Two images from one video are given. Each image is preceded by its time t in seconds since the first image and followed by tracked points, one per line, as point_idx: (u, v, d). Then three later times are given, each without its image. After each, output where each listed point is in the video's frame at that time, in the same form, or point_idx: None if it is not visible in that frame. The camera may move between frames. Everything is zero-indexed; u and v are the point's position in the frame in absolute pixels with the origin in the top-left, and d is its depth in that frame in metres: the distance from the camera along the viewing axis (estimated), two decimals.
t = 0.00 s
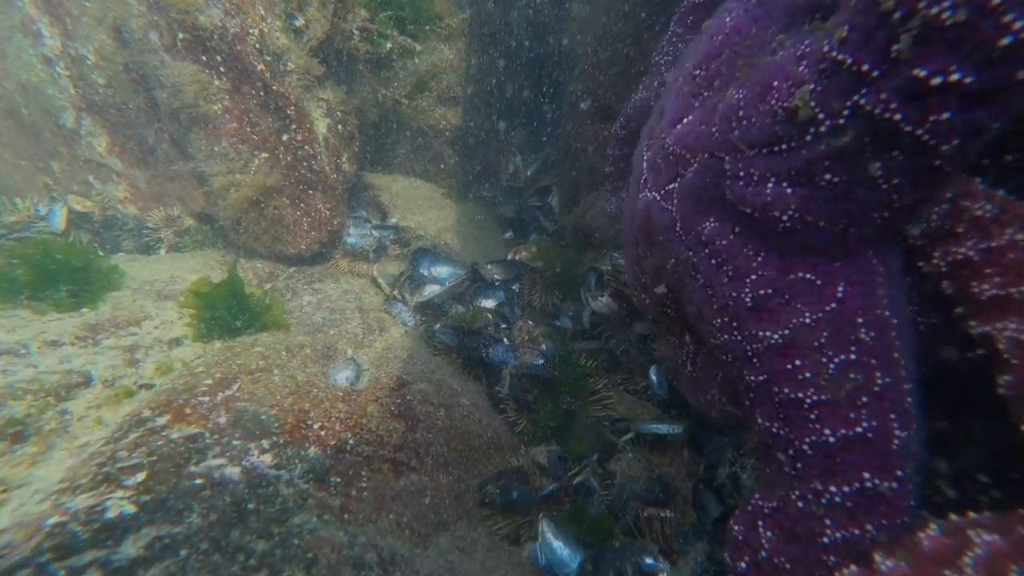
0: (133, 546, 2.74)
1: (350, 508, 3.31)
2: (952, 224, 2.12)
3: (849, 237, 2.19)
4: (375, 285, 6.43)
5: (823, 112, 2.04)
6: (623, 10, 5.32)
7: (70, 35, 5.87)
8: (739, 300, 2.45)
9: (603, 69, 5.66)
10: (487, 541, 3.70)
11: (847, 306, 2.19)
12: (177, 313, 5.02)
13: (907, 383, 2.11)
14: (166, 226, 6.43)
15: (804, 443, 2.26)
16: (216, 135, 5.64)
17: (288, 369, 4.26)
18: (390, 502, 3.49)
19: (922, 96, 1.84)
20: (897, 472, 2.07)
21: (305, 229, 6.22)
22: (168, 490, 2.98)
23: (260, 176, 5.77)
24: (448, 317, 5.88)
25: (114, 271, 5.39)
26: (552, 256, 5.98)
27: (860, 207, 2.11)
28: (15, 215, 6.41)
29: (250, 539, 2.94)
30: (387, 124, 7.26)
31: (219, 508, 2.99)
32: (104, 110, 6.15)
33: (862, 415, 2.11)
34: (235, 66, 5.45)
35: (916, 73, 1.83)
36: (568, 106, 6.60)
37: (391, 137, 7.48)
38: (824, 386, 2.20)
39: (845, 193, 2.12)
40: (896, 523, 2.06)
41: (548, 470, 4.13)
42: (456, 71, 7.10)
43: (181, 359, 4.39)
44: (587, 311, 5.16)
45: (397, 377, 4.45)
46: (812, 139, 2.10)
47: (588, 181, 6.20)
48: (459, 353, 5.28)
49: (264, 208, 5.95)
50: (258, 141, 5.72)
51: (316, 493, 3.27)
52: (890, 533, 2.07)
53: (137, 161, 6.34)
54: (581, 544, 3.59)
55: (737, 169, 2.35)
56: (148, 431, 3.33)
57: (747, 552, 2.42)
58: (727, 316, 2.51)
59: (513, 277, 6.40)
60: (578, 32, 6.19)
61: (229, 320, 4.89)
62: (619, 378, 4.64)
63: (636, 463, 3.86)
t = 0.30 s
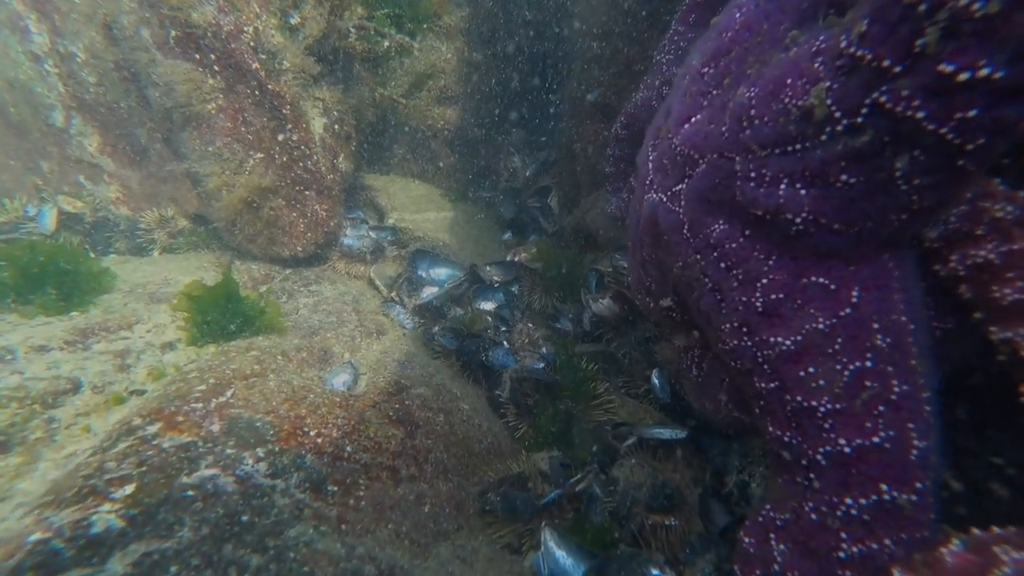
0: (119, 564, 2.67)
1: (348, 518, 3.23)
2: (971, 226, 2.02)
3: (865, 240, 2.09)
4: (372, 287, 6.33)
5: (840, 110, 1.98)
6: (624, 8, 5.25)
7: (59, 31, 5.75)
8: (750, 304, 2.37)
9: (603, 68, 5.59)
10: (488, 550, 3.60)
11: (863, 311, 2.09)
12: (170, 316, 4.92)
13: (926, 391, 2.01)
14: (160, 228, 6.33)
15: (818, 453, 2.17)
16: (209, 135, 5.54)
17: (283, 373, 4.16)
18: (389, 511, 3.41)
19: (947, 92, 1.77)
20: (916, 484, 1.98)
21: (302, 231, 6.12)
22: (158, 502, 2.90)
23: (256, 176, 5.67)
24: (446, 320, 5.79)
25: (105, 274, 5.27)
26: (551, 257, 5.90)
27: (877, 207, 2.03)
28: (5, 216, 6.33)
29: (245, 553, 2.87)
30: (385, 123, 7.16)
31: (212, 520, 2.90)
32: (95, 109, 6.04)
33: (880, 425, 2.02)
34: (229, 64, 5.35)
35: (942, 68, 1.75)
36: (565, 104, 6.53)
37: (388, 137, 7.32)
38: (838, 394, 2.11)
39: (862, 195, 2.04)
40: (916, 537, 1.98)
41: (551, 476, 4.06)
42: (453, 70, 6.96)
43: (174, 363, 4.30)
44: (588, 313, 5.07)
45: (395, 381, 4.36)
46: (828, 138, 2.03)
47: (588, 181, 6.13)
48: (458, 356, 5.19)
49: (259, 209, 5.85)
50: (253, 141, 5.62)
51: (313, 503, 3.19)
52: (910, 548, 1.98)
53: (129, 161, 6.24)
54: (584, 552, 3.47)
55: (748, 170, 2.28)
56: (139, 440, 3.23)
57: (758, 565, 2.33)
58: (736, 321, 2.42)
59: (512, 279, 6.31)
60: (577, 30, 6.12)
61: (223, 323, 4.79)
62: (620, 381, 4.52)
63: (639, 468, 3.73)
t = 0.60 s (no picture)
0: None
1: (352, 529, 3.19)
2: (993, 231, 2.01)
3: (885, 245, 2.05)
4: (374, 290, 6.24)
5: (860, 112, 1.92)
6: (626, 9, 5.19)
7: (56, 33, 5.69)
8: (765, 311, 2.31)
9: (606, 69, 5.53)
10: (493, 560, 3.52)
11: (883, 318, 2.03)
12: (169, 321, 4.85)
13: (950, 401, 1.95)
14: (158, 231, 6.26)
15: (837, 464, 2.11)
16: (209, 137, 5.48)
17: (284, 379, 4.10)
18: (393, 520, 3.36)
19: (977, 92, 1.71)
20: (941, 499, 1.91)
21: (302, 233, 6.04)
22: (159, 515, 2.85)
23: (256, 179, 5.62)
24: (449, 323, 5.74)
25: (104, 278, 5.21)
26: (553, 259, 5.83)
27: (898, 212, 1.99)
28: (2, 220, 6.24)
29: (247, 568, 2.84)
30: (385, 125, 7.09)
31: (213, 534, 2.87)
32: (93, 111, 5.98)
33: (902, 436, 1.96)
34: (228, 66, 5.29)
35: (971, 66, 1.69)
36: (567, 105, 6.48)
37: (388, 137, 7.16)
38: (857, 403, 2.06)
39: (882, 200, 1.99)
40: (942, 555, 1.89)
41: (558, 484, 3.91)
42: (453, 71, 6.90)
43: (173, 369, 4.24)
44: (591, 317, 4.94)
45: (398, 387, 4.30)
46: (847, 141, 1.98)
47: (590, 183, 6.09)
48: (461, 360, 5.14)
49: (259, 212, 5.80)
50: (253, 143, 5.57)
51: (316, 514, 3.15)
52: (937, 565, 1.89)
53: (128, 163, 6.18)
54: (593, 564, 3.34)
55: (762, 174, 2.22)
56: (138, 450, 3.18)
57: None
58: (751, 327, 2.37)
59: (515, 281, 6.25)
60: (578, 30, 6.07)
61: (223, 328, 4.72)
62: (625, 384, 4.51)
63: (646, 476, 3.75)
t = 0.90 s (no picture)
0: None
1: (356, 542, 3.15)
2: None
3: (916, 252, 1.97)
4: (375, 293, 6.23)
5: (892, 114, 1.85)
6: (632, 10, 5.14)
7: (54, 34, 5.62)
8: (785, 320, 2.23)
9: (611, 70, 5.45)
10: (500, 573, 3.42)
11: (911, 328, 1.95)
12: (169, 326, 4.76)
13: (984, 416, 1.87)
14: (157, 234, 6.17)
15: (864, 480, 2.04)
16: (209, 139, 5.41)
17: (285, 385, 4.02)
18: (398, 532, 3.30)
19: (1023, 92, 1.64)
20: (978, 520, 1.81)
21: (303, 236, 5.93)
22: (158, 531, 2.80)
23: (257, 182, 5.55)
24: (452, 327, 5.66)
25: (102, 282, 5.13)
26: (556, 262, 5.78)
27: (929, 219, 1.91)
28: None
29: None
30: (387, 126, 7.00)
31: (214, 549, 2.82)
32: (92, 113, 5.92)
33: (934, 452, 1.87)
34: (230, 67, 5.22)
35: (1017, 66, 1.61)
36: (570, 107, 6.40)
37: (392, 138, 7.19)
38: (885, 418, 1.98)
39: (913, 206, 1.92)
40: None
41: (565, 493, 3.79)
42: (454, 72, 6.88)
43: (173, 375, 4.16)
44: (595, 321, 4.81)
45: (401, 393, 4.21)
46: (876, 146, 1.91)
47: (594, 185, 6.05)
48: (465, 365, 5.06)
49: (260, 215, 5.72)
50: (253, 145, 5.50)
51: (319, 527, 3.09)
52: None
53: (127, 165, 6.12)
54: None
55: (784, 179, 2.16)
56: (136, 461, 3.10)
57: None
58: (770, 337, 2.29)
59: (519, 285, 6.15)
60: (582, 32, 6.02)
61: (223, 333, 4.65)
62: (631, 391, 4.32)
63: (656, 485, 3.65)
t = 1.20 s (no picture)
0: None
1: (360, 550, 3.13)
2: None
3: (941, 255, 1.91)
4: (377, 295, 6.18)
5: (918, 113, 1.79)
6: (633, 8, 5.04)
7: (54, 34, 5.57)
8: (802, 325, 2.17)
9: (615, 70, 5.39)
10: None
11: (934, 334, 1.90)
12: (170, 329, 4.70)
13: (1014, 426, 1.80)
14: (158, 235, 6.12)
15: (885, 491, 1.98)
16: (210, 139, 5.36)
17: (287, 389, 3.96)
18: (401, 539, 3.28)
19: None
20: (1007, 533, 1.74)
21: (304, 237, 5.86)
22: (159, 541, 2.78)
23: (258, 183, 5.49)
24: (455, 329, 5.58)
25: (103, 285, 5.08)
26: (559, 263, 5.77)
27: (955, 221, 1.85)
28: None
29: None
30: (389, 127, 6.96)
31: (216, 559, 2.82)
32: (92, 113, 5.87)
33: (961, 463, 1.81)
34: (231, 67, 5.17)
35: None
36: (572, 106, 6.36)
37: (394, 137, 7.13)
38: (907, 427, 1.92)
39: (938, 208, 1.86)
40: None
41: (573, 498, 3.71)
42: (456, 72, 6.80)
43: (174, 378, 4.11)
44: (600, 322, 4.83)
45: (405, 396, 4.16)
46: (899, 146, 1.86)
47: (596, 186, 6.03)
48: (468, 368, 4.99)
49: (261, 216, 5.66)
50: (255, 146, 5.45)
51: (322, 536, 3.08)
52: None
53: (128, 166, 6.07)
54: None
55: (801, 181, 2.11)
56: (137, 468, 3.06)
57: None
58: (785, 342, 2.23)
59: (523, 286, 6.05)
60: (585, 30, 5.96)
61: (224, 336, 4.59)
62: (636, 393, 4.25)
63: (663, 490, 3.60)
